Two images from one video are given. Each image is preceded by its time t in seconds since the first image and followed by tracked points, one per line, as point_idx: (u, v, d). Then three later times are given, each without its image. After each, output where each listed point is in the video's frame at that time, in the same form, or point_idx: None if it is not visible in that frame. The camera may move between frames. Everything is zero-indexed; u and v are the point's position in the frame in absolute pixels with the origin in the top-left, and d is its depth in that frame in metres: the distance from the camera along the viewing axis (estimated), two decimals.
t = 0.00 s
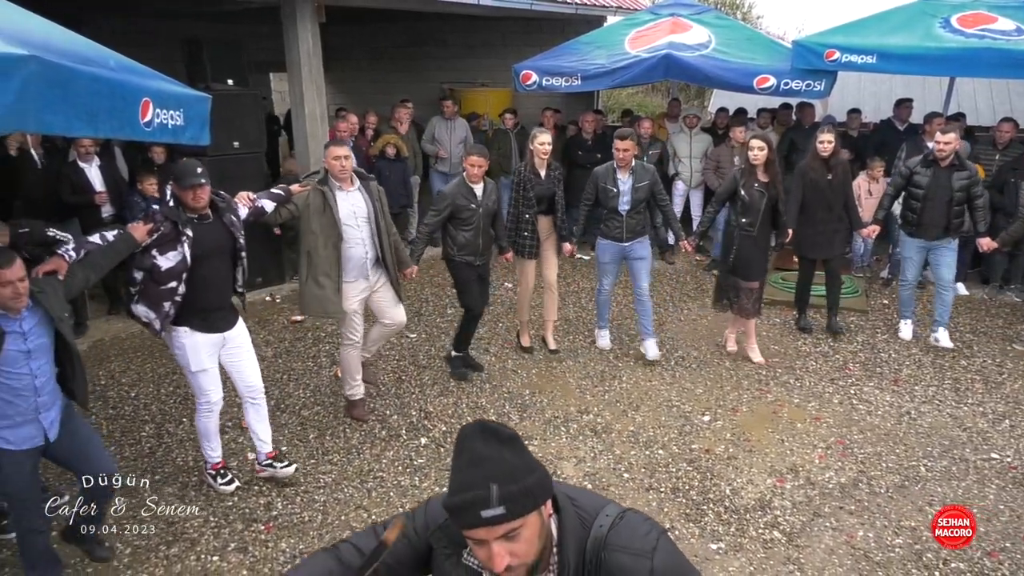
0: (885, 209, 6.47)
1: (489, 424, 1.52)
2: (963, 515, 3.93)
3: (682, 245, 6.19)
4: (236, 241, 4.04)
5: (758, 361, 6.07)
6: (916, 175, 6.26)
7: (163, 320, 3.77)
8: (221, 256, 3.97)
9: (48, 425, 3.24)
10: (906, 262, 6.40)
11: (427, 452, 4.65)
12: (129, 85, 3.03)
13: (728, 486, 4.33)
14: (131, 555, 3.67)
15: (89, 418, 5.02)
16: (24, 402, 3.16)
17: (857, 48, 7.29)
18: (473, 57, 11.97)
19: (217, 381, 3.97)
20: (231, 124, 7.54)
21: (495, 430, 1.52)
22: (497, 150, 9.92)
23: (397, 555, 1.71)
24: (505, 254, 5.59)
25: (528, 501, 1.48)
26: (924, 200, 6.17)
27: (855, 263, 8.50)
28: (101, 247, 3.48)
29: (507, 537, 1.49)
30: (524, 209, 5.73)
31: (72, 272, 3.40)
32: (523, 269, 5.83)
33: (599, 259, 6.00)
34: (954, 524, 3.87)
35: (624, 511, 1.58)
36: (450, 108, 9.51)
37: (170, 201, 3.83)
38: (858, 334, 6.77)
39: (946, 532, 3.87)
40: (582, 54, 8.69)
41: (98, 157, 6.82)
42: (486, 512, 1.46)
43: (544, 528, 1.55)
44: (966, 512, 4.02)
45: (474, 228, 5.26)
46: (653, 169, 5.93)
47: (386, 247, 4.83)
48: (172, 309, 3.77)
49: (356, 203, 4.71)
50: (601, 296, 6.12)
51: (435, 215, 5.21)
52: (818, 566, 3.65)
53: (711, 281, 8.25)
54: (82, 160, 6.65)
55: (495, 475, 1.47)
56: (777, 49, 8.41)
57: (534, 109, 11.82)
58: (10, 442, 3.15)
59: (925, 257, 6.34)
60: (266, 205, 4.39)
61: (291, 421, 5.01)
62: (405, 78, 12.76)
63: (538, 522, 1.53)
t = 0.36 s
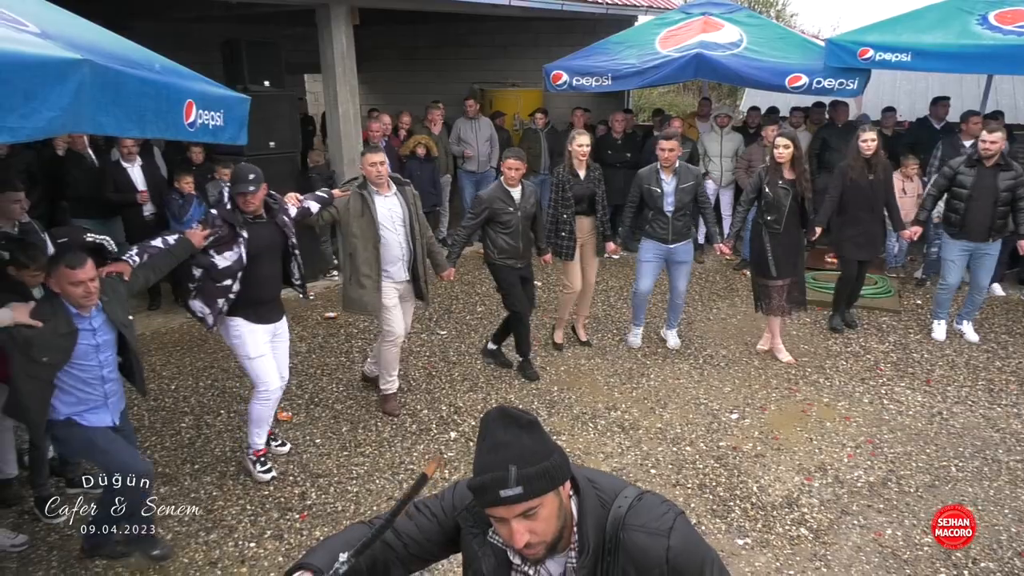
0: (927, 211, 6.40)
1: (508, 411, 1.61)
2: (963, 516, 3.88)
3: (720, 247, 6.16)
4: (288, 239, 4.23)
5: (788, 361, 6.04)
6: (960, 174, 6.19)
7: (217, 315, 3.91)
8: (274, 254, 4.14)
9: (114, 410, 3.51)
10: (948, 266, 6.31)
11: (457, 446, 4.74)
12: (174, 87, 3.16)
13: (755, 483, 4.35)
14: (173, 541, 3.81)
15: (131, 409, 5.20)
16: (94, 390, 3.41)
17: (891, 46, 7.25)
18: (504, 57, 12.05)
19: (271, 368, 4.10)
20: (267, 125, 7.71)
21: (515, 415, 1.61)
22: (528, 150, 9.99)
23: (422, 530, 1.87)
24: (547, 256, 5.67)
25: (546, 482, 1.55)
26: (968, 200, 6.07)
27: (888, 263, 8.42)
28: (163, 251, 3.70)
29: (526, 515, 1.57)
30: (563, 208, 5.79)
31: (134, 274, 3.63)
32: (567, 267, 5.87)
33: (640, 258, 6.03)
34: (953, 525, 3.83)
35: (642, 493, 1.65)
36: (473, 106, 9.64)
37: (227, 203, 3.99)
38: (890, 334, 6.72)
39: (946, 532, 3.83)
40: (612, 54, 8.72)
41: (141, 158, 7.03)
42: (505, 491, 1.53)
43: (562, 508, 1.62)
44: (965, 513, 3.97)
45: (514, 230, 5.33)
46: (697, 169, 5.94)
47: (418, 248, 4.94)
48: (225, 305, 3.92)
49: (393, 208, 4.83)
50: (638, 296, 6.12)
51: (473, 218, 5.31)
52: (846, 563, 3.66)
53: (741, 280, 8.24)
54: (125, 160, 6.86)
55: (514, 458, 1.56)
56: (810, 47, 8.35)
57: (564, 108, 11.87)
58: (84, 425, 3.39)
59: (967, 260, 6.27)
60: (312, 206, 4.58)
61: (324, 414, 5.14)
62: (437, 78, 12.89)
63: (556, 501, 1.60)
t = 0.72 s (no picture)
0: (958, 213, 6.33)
1: (527, 392, 1.70)
2: (963, 515, 3.81)
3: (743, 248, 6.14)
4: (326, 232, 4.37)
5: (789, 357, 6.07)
6: (997, 177, 6.11)
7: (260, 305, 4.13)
8: (314, 247, 4.29)
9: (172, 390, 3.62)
10: (991, 271, 6.21)
11: (479, 438, 4.83)
12: (210, 86, 3.28)
13: (774, 479, 4.39)
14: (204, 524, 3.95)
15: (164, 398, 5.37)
16: (152, 373, 3.54)
17: (917, 45, 7.21)
18: (529, 57, 12.13)
19: (325, 347, 4.37)
20: (296, 123, 7.87)
21: (533, 396, 1.70)
22: (552, 149, 10.06)
23: (448, 509, 1.96)
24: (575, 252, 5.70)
25: (563, 459, 1.63)
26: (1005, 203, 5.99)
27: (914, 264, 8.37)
28: (210, 245, 3.87)
29: (545, 489, 1.65)
30: (603, 208, 5.87)
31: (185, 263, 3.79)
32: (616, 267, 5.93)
33: (687, 261, 5.98)
34: (954, 525, 3.76)
35: (655, 473, 1.74)
36: (490, 106, 9.73)
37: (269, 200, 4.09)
38: (915, 334, 6.69)
39: (945, 531, 3.77)
40: (637, 54, 8.75)
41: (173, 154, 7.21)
42: (525, 467, 1.61)
43: (579, 484, 1.70)
44: (965, 513, 3.90)
45: (534, 223, 5.40)
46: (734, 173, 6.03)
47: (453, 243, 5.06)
48: (267, 296, 4.12)
49: (432, 202, 4.99)
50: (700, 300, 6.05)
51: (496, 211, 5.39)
52: (864, 559, 3.68)
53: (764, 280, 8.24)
54: (159, 157, 7.05)
55: (533, 436, 1.64)
56: (836, 46, 8.31)
57: (589, 108, 11.92)
58: (145, 408, 3.51)
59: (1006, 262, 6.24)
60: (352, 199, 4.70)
61: (350, 406, 5.26)
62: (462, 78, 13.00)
63: (573, 477, 1.68)
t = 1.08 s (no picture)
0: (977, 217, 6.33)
1: (543, 377, 1.78)
2: (963, 516, 3.88)
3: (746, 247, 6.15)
4: (342, 238, 4.48)
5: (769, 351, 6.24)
6: (1009, 180, 6.10)
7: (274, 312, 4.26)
8: (329, 252, 4.39)
9: (164, 390, 3.70)
10: (1005, 272, 6.19)
11: (499, 430, 4.92)
12: (243, 82, 3.40)
13: (790, 474, 4.43)
14: (232, 507, 4.08)
15: (193, 387, 5.52)
16: (148, 369, 3.61)
17: (942, 45, 7.18)
18: (552, 56, 12.21)
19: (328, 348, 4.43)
20: (321, 121, 8.02)
21: (549, 381, 1.78)
22: (575, 148, 10.15)
23: (466, 487, 2.05)
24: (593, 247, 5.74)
25: (577, 440, 1.71)
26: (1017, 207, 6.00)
27: (937, 266, 8.33)
28: (230, 247, 4.03)
29: (561, 469, 1.72)
30: (620, 208, 5.96)
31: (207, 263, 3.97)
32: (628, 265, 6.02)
33: (705, 260, 6.03)
34: (954, 525, 3.83)
35: (665, 453, 1.81)
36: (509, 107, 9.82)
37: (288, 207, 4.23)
38: (935, 335, 6.68)
39: (945, 531, 3.82)
40: (659, 53, 8.79)
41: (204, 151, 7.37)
42: (541, 448, 1.69)
43: (593, 463, 1.77)
44: (965, 513, 3.96)
45: (541, 215, 5.47)
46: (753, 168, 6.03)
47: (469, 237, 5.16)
48: (281, 304, 4.25)
49: (446, 199, 5.09)
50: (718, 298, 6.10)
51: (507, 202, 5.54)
52: (877, 554, 3.72)
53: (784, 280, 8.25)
54: (189, 153, 7.22)
55: (549, 418, 1.71)
56: (859, 46, 8.30)
57: (611, 107, 11.97)
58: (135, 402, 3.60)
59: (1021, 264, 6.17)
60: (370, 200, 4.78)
61: (372, 397, 5.37)
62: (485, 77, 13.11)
63: (587, 457, 1.76)
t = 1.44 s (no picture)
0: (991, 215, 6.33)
1: (554, 359, 1.85)
2: (964, 515, 3.88)
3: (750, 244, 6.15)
4: (348, 235, 4.51)
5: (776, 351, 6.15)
6: (1012, 172, 6.15)
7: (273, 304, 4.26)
8: (336, 248, 4.43)
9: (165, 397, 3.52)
10: (1001, 258, 6.28)
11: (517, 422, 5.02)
12: (275, 79, 3.52)
13: (804, 469, 4.48)
14: (257, 491, 4.21)
15: (219, 375, 5.67)
16: (149, 374, 3.45)
17: (966, 46, 7.16)
18: (573, 56, 12.29)
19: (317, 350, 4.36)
20: (346, 117, 8.16)
21: (561, 363, 1.85)
22: (594, 147, 10.20)
23: (482, 469, 2.10)
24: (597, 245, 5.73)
25: (588, 419, 1.78)
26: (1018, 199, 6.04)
27: (958, 267, 8.30)
28: (238, 243, 3.97)
29: (573, 447, 1.79)
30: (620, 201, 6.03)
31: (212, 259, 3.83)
32: (619, 261, 6.06)
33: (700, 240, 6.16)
34: (954, 524, 3.83)
35: (673, 434, 1.88)
36: (537, 106, 9.91)
37: (294, 202, 4.24)
38: (955, 336, 6.67)
39: (945, 531, 3.83)
40: (681, 53, 8.84)
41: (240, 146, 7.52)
42: (554, 427, 1.76)
43: (604, 442, 1.84)
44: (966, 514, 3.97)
45: (539, 218, 5.54)
46: (768, 165, 5.98)
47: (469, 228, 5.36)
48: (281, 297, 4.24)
49: (449, 188, 5.26)
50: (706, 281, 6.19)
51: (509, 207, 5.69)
52: (890, 548, 3.76)
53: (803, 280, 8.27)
54: (225, 147, 7.35)
55: (561, 398, 1.78)
56: (882, 47, 8.28)
57: (631, 107, 12.01)
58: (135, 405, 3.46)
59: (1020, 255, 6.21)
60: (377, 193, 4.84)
61: (392, 388, 5.49)
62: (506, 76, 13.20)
63: (598, 436, 1.83)
